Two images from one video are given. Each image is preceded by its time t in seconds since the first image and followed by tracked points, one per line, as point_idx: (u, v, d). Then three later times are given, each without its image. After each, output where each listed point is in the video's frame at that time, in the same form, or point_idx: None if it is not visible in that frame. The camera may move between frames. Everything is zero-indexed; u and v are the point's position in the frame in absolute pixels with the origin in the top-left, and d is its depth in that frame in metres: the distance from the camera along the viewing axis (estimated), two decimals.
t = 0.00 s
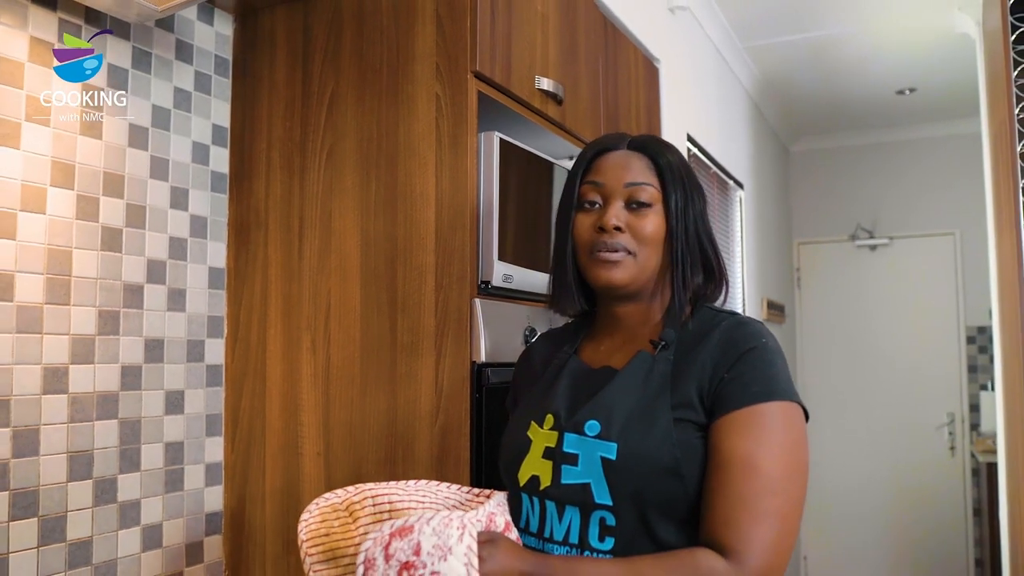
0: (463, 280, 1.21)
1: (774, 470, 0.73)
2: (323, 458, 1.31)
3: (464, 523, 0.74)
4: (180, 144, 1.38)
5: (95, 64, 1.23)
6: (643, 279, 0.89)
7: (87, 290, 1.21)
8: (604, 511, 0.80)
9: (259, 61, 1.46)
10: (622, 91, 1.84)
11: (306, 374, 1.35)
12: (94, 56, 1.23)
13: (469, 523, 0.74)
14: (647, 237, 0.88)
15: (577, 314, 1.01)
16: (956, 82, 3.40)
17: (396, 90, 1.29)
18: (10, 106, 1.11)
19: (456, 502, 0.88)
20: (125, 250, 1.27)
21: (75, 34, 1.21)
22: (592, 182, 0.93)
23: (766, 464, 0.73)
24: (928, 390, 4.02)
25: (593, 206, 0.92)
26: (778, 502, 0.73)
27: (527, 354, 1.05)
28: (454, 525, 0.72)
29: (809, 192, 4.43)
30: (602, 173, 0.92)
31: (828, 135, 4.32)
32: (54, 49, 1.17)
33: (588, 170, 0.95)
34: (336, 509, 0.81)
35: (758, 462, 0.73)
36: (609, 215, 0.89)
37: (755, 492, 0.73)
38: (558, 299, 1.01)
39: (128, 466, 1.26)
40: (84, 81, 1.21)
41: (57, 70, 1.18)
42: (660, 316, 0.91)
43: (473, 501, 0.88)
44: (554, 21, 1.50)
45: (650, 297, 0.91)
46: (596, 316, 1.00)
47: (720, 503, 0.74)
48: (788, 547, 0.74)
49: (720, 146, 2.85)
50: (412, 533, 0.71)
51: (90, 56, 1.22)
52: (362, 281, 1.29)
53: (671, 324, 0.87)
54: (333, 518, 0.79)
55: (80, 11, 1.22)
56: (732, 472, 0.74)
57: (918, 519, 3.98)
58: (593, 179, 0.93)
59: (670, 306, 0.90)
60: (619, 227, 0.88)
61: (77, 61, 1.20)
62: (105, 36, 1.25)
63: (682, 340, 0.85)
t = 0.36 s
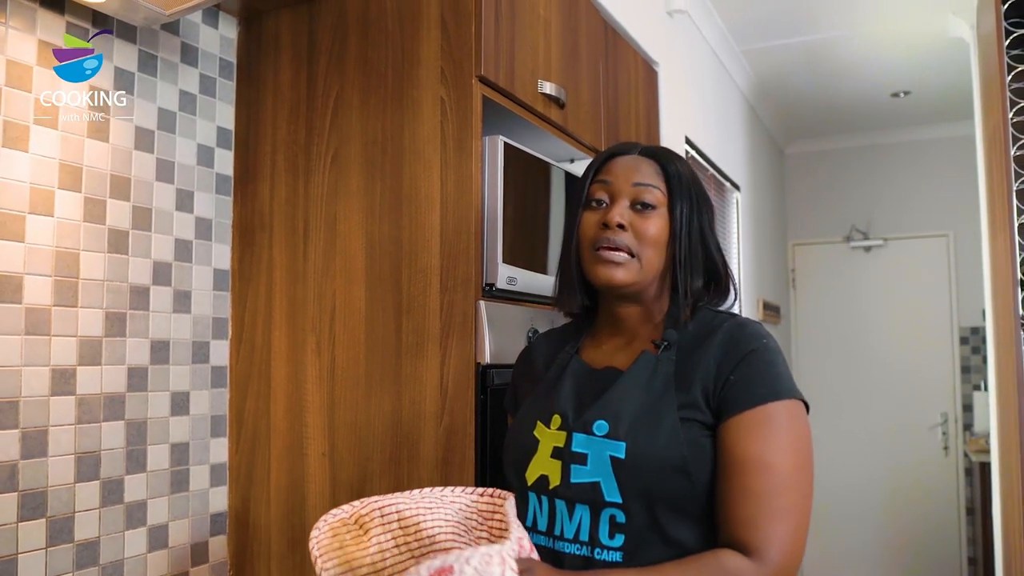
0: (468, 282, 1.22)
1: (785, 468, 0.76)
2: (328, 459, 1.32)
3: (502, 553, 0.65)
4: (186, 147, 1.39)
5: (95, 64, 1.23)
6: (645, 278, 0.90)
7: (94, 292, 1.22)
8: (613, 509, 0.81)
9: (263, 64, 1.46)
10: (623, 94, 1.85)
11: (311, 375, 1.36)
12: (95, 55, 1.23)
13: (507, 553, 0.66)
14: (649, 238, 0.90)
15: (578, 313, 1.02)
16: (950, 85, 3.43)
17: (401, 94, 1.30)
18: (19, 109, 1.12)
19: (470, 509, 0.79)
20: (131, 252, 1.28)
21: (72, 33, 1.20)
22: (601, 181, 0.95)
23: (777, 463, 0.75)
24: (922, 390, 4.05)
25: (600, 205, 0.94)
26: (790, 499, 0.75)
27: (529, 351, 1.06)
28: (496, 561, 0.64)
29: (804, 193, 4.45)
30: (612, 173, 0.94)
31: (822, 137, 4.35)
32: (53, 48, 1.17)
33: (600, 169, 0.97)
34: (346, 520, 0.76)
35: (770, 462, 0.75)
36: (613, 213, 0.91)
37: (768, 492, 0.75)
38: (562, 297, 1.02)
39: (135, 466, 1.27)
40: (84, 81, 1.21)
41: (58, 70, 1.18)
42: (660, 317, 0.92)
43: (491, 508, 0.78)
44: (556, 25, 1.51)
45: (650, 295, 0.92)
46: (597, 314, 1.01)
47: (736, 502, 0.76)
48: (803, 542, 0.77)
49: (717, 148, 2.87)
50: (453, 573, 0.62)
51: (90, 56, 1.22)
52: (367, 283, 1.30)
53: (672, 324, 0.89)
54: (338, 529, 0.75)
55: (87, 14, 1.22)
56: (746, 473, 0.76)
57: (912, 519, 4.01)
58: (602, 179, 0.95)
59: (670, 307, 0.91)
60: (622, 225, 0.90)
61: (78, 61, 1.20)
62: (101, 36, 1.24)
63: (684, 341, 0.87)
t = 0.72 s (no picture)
0: (468, 287, 1.23)
1: (792, 469, 0.77)
2: (329, 462, 1.33)
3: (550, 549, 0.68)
4: (186, 150, 1.39)
5: (97, 64, 1.23)
6: (648, 288, 0.91)
7: (95, 296, 1.22)
8: (622, 513, 0.82)
9: (263, 68, 1.47)
10: (621, 98, 1.86)
11: (312, 378, 1.36)
12: (95, 56, 1.23)
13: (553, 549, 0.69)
14: (651, 249, 0.90)
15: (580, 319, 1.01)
16: (944, 87, 3.45)
17: (402, 98, 1.30)
18: (21, 113, 1.12)
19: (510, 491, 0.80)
20: (132, 256, 1.28)
21: (73, 34, 1.20)
22: (604, 190, 0.94)
23: (784, 465, 0.77)
24: (915, 391, 4.08)
25: (603, 214, 0.93)
26: (799, 498, 0.77)
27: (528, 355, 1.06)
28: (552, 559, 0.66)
29: (798, 194, 4.47)
30: (615, 182, 0.94)
31: (817, 138, 4.37)
32: (53, 48, 1.17)
33: (602, 178, 0.97)
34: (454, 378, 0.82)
35: (777, 464, 0.77)
36: (617, 223, 0.90)
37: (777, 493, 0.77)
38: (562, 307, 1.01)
39: (136, 470, 1.27)
40: (83, 81, 1.21)
41: (58, 70, 1.17)
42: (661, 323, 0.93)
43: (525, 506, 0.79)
44: (556, 29, 1.52)
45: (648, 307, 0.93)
46: (597, 322, 1.00)
47: (747, 504, 0.78)
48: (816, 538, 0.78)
49: (713, 150, 2.88)
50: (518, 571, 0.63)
51: (89, 57, 1.22)
52: (368, 286, 1.31)
53: (672, 329, 0.90)
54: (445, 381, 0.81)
55: (88, 17, 1.22)
56: (755, 478, 0.77)
57: (906, 519, 4.04)
58: (605, 188, 0.94)
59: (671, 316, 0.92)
60: (626, 236, 0.90)
61: (77, 61, 1.20)
62: (101, 36, 1.24)
63: (685, 344, 0.88)
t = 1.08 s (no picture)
0: (468, 292, 1.22)
1: (797, 476, 0.78)
2: (327, 468, 1.32)
3: None
4: (182, 154, 1.38)
5: (94, 65, 1.22)
6: (640, 307, 0.91)
7: (92, 301, 1.21)
8: (631, 520, 0.81)
9: (260, 71, 1.46)
10: (618, 102, 1.86)
11: (309, 383, 1.36)
12: (94, 56, 1.22)
13: None
14: (645, 267, 0.90)
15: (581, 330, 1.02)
16: (938, 89, 3.46)
17: (400, 102, 1.30)
18: (17, 117, 1.11)
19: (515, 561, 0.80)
20: (128, 261, 1.27)
21: (73, 34, 1.19)
22: (596, 208, 0.94)
23: (789, 472, 0.78)
24: (909, 391, 4.10)
25: (596, 232, 0.94)
26: (805, 504, 0.78)
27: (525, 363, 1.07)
28: None
29: (793, 195, 4.48)
30: (607, 200, 0.94)
31: (811, 139, 4.38)
32: (53, 49, 1.16)
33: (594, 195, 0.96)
34: (458, 486, 0.79)
35: (782, 471, 0.77)
36: (609, 244, 0.91)
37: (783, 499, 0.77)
38: (562, 321, 1.02)
39: (132, 476, 1.26)
40: (82, 81, 1.21)
41: (56, 71, 1.17)
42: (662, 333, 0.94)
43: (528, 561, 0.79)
44: (554, 33, 1.52)
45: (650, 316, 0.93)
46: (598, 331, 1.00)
47: (752, 509, 0.78)
48: (821, 544, 0.79)
49: (709, 152, 2.89)
50: None
51: (89, 57, 1.21)
52: (366, 292, 1.30)
53: (675, 338, 0.90)
54: (454, 498, 0.78)
55: (84, 21, 1.21)
56: (760, 484, 0.78)
57: (900, 519, 4.05)
58: (598, 205, 0.94)
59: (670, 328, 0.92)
60: (618, 256, 0.90)
61: (77, 61, 1.20)
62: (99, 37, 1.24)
63: (688, 353, 0.88)
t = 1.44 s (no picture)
0: (464, 300, 1.21)
1: (798, 487, 0.77)
2: (321, 475, 1.31)
3: None
4: (175, 158, 1.37)
5: (94, 65, 1.22)
6: (635, 314, 0.91)
7: (83, 307, 1.20)
8: (629, 534, 0.81)
9: (254, 73, 1.45)
10: (614, 104, 1.85)
11: (303, 390, 1.34)
12: (94, 56, 1.22)
13: None
14: (639, 274, 0.90)
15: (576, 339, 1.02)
16: (934, 91, 3.46)
17: (396, 106, 1.29)
18: (6, 121, 1.10)
19: None
20: (121, 266, 1.26)
21: (74, 34, 1.19)
22: (591, 215, 0.94)
23: (790, 481, 0.77)
24: (905, 393, 4.10)
25: (590, 238, 0.94)
26: (806, 515, 0.77)
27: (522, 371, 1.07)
28: None
29: (789, 197, 4.48)
30: (601, 207, 0.94)
31: (808, 140, 4.38)
32: (54, 49, 1.16)
33: (589, 200, 0.96)
34: (438, 516, 0.81)
35: (783, 481, 0.77)
36: (602, 251, 0.91)
37: (785, 511, 0.76)
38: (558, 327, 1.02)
39: (124, 484, 1.25)
40: (83, 81, 1.20)
41: (56, 70, 1.17)
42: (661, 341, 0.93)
43: None
44: (550, 36, 1.50)
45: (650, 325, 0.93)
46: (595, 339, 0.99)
47: (752, 520, 0.78)
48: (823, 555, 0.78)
49: (706, 154, 2.88)
50: None
51: (89, 57, 1.21)
52: (361, 298, 1.29)
53: (671, 348, 0.90)
54: (431, 530, 0.79)
55: (76, 24, 1.20)
56: (761, 495, 0.77)
57: (896, 521, 4.05)
58: (592, 212, 0.94)
59: (667, 334, 0.92)
60: (612, 263, 0.90)
61: (78, 61, 1.20)
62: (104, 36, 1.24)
63: (686, 362, 0.87)
